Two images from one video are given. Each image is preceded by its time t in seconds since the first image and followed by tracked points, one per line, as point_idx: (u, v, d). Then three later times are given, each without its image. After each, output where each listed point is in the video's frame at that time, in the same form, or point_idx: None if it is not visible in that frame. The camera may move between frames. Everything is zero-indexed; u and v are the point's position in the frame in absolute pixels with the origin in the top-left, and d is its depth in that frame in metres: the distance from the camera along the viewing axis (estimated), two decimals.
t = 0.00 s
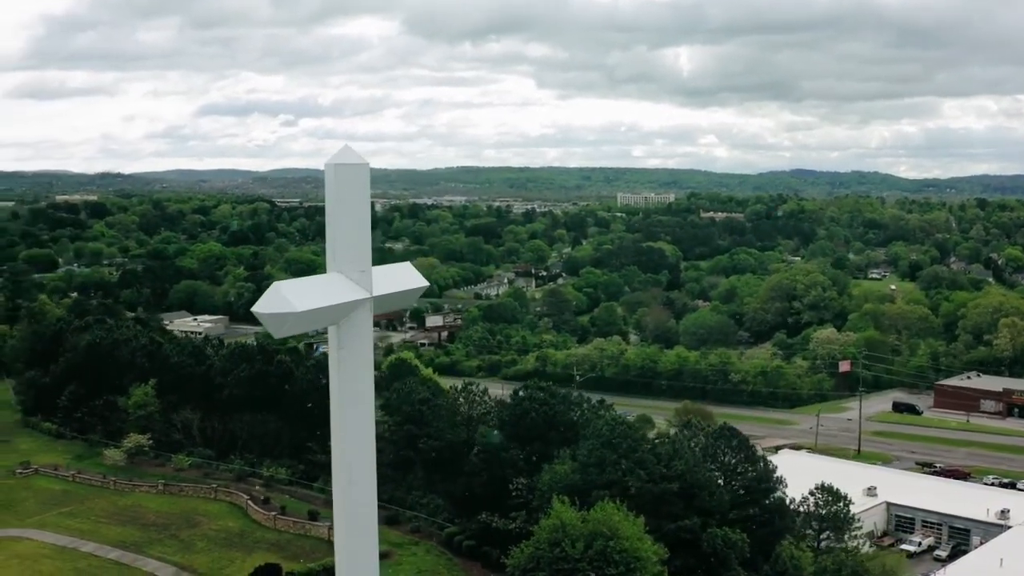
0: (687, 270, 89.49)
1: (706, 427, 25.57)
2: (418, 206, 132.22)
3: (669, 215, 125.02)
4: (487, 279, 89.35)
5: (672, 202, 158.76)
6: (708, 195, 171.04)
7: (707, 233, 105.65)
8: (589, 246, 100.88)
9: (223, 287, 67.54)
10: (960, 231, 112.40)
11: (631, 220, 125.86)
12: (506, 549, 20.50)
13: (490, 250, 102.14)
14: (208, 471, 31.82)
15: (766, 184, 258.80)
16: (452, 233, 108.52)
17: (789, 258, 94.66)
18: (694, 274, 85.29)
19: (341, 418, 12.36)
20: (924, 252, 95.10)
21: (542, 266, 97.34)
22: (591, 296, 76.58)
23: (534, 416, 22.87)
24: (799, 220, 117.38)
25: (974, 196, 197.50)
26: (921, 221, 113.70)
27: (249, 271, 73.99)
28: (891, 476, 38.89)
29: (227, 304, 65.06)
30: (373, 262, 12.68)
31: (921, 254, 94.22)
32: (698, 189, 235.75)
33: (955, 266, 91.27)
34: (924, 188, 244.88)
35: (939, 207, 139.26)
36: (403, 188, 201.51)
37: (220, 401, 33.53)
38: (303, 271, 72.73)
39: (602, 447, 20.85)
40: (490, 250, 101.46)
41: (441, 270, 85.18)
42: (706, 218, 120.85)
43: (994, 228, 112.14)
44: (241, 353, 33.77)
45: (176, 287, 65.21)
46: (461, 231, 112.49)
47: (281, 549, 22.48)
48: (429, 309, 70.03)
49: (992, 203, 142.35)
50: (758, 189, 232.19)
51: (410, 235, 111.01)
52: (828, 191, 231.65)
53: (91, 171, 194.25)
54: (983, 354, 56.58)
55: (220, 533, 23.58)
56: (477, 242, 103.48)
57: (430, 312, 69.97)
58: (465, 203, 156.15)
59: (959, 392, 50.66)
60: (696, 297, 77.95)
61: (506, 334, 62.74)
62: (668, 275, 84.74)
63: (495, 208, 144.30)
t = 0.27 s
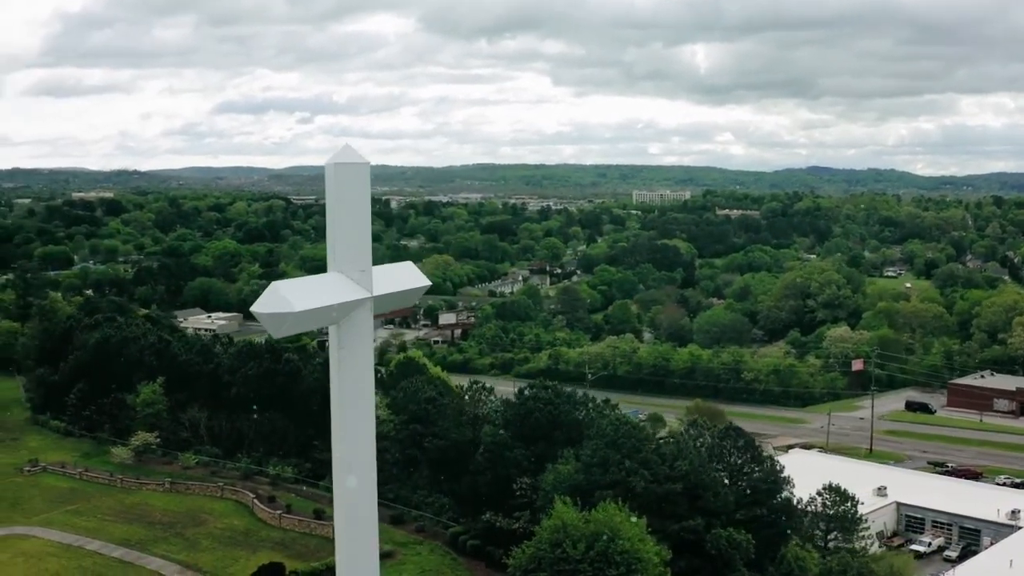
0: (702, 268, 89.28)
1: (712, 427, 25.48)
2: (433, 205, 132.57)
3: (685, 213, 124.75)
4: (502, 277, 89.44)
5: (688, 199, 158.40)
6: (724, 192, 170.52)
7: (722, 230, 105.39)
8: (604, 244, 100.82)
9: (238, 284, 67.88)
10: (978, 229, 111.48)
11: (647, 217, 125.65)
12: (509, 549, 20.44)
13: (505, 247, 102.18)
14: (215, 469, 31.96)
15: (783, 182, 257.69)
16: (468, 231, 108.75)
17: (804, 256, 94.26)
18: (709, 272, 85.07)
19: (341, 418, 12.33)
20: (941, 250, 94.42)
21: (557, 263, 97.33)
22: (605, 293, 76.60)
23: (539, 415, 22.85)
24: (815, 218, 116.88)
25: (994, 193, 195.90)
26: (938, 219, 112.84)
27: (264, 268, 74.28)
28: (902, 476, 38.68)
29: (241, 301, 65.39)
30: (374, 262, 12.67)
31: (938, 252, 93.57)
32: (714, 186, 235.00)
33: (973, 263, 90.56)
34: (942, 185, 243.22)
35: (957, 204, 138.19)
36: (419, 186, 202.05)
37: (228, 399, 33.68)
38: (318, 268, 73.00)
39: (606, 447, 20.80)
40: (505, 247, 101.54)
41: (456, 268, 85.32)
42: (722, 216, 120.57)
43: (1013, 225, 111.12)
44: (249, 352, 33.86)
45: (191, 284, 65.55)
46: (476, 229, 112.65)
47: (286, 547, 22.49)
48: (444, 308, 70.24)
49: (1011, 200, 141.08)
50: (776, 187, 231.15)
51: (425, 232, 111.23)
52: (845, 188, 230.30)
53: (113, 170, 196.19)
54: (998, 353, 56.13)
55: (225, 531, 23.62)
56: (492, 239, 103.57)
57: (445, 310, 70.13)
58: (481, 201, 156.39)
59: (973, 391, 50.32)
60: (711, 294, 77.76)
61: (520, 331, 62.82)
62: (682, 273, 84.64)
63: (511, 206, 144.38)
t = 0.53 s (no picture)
0: (717, 266, 88.96)
1: (718, 428, 25.38)
2: (448, 203, 132.73)
3: (700, 211, 124.37)
4: (516, 275, 89.44)
5: (704, 197, 157.95)
6: (741, 190, 169.88)
7: (738, 228, 105.07)
8: (620, 242, 100.68)
9: (252, 281, 68.08)
10: (997, 227, 110.49)
11: (662, 215, 125.38)
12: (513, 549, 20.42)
13: (520, 245, 102.15)
14: (222, 468, 32.10)
15: (799, 180, 256.39)
16: (483, 229, 108.81)
17: (820, 254, 93.80)
18: (724, 270, 84.78)
19: (342, 417, 12.30)
20: (958, 248, 93.63)
21: (572, 261, 97.27)
22: (620, 291, 76.63)
23: (544, 415, 22.82)
24: (830, 216, 116.33)
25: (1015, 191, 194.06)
26: (955, 217, 111.96)
27: (278, 266, 74.50)
28: (913, 476, 38.41)
29: (256, 299, 65.58)
30: (374, 262, 12.62)
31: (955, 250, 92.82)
32: (730, 184, 234.03)
33: (991, 262, 89.77)
34: (960, 183, 241.28)
35: (975, 202, 137.04)
36: (434, 184, 202.53)
37: (236, 397, 33.78)
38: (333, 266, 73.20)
39: (610, 447, 20.75)
40: (520, 245, 101.52)
41: (470, 266, 85.36)
42: (738, 214, 120.18)
43: None
44: (256, 351, 33.92)
45: (207, 281, 65.69)
46: (491, 227, 112.71)
47: (290, 547, 22.48)
48: (458, 306, 70.31)
49: None
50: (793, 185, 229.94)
51: (440, 230, 111.36)
52: (863, 186, 228.88)
53: (133, 167, 197.98)
54: (1013, 352, 55.58)
55: (231, 530, 23.64)
56: (507, 237, 103.55)
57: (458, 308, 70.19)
58: (496, 199, 156.46)
59: (988, 390, 49.90)
60: (726, 292, 77.50)
61: (533, 328, 62.82)
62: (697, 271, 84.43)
63: (526, 204, 144.38)
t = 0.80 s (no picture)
0: (733, 264, 88.69)
1: (725, 428, 25.30)
2: (464, 201, 132.91)
3: (716, 208, 124.07)
4: (532, 273, 89.49)
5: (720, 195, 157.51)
6: (758, 188, 169.25)
7: (754, 225, 104.82)
8: (636, 240, 100.56)
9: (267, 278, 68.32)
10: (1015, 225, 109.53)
11: (678, 212, 125.13)
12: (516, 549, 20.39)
13: (536, 243, 102.18)
14: (230, 467, 32.21)
15: (817, 178, 255.15)
16: (499, 227, 108.87)
17: (836, 252, 93.37)
18: (739, 268, 84.51)
19: (343, 417, 12.21)
20: (975, 246, 92.90)
21: (588, 259, 97.24)
22: (635, 289, 76.62)
23: (549, 414, 22.81)
24: (847, 214, 115.78)
25: None
26: (972, 215, 111.11)
27: (294, 263, 74.75)
28: (926, 476, 38.17)
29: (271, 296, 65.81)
30: (376, 262, 12.53)
31: (972, 248, 92.12)
32: (748, 182, 233.16)
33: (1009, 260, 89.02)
34: (979, 181, 239.34)
35: (994, 200, 135.89)
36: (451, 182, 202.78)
37: (244, 395, 33.86)
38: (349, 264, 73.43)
39: (615, 448, 20.70)
40: (536, 243, 101.52)
41: (485, 264, 85.44)
42: (755, 212, 119.80)
43: None
44: (265, 349, 33.97)
45: (222, 277, 65.80)
46: (507, 224, 112.80)
47: (295, 546, 22.50)
48: (473, 304, 70.39)
49: None
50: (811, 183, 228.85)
51: (455, 228, 111.50)
52: (881, 184, 227.43)
53: (153, 165, 199.44)
54: None
55: (237, 529, 23.69)
56: (523, 235, 103.56)
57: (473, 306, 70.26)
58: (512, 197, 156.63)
59: (1003, 390, 49.51)
60: (741, 290, 77.27)
61: (548, 326, 62.83)
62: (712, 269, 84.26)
63: (542, 201, 144.40)
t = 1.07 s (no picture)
0: (749, 261, 88.39)
1: (731, 429, 25.24)
2: (479, 199, 133.01)
3: (732, 206, 123.74)
4: (547, 270, 89.51)
5: (736, 193, 157.07)
6: (774, 186, 168.66)
7: (770, 223, 104.55)
8: (651, 237, 100.41)
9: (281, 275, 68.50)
10: None
11: (694, 210, 124.83)
12: (519, 549, 20.37)
13: (551, 240, 102.14)
14: (237, 465, 32.33)
15: (834, 175, 254.08)
16: (514, 224, 108.91)
17: (852, 250, 92.93)
18: (755, 266, 84.22)
19: (344, 416, 12.19)
20: (993, 245, 92.11)
21: (604, 256, 97.17)
22: (650, 287, 76.67)
23: (554, 414, 22.80)
24: (863, 211, 115.18)
25: None
26: (990, 213, 110.18)
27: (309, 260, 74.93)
28: (937, 476, 37.92)
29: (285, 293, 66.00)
30: (377, 261, 12.48)
31: (989, 247, 91.36)
32: (765, 180, 232.40)
33: None
34: (997, 179, 237.45)
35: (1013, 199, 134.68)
36: (467, 179, 202.92)
37: (253, 394, 33.93)
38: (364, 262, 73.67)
39: (620, 448, 20.64)
40: (551, 240, 101.49)
41: (501, 261, 85.46)
42: (771, 209, 119.56)
43: None
44: (273, 347, 33.99)
45: (237, 274, 66.01)
46: (523, 222, 112.82)
47: (300, 544, 22.53)
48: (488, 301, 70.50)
49: None
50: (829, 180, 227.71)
51: (471, 226, 111.56)
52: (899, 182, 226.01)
53: (172, 164, 200.72)
54: None
55: (243, 527, 23.75)
56: (538, 232, 103.54)
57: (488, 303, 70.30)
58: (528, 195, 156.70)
59: (1018, 389, 49.09)
60: (756, 288, 77.03)
61: (563, 323, 62.85)
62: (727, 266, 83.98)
63: (557, 199, 144.44)
